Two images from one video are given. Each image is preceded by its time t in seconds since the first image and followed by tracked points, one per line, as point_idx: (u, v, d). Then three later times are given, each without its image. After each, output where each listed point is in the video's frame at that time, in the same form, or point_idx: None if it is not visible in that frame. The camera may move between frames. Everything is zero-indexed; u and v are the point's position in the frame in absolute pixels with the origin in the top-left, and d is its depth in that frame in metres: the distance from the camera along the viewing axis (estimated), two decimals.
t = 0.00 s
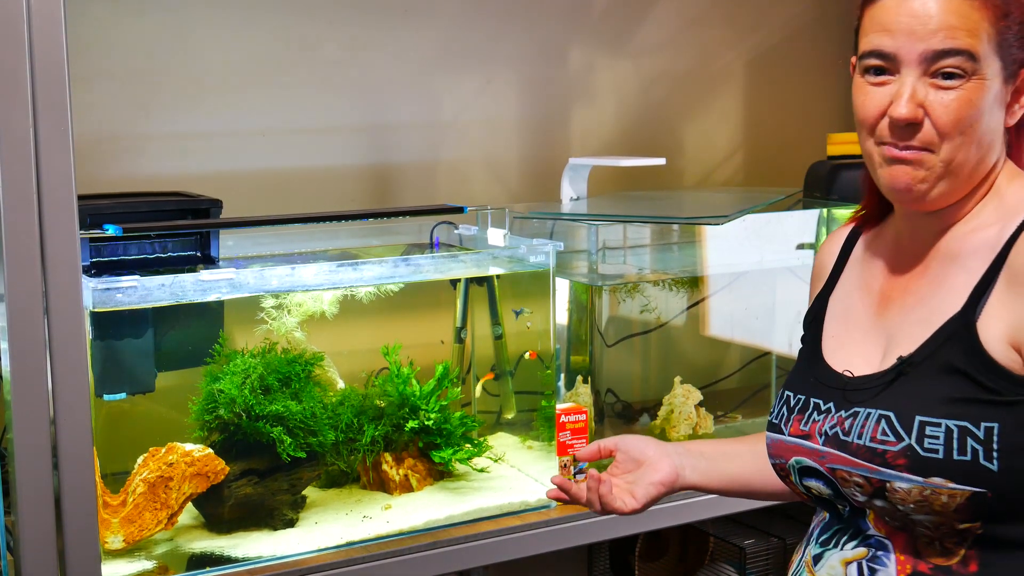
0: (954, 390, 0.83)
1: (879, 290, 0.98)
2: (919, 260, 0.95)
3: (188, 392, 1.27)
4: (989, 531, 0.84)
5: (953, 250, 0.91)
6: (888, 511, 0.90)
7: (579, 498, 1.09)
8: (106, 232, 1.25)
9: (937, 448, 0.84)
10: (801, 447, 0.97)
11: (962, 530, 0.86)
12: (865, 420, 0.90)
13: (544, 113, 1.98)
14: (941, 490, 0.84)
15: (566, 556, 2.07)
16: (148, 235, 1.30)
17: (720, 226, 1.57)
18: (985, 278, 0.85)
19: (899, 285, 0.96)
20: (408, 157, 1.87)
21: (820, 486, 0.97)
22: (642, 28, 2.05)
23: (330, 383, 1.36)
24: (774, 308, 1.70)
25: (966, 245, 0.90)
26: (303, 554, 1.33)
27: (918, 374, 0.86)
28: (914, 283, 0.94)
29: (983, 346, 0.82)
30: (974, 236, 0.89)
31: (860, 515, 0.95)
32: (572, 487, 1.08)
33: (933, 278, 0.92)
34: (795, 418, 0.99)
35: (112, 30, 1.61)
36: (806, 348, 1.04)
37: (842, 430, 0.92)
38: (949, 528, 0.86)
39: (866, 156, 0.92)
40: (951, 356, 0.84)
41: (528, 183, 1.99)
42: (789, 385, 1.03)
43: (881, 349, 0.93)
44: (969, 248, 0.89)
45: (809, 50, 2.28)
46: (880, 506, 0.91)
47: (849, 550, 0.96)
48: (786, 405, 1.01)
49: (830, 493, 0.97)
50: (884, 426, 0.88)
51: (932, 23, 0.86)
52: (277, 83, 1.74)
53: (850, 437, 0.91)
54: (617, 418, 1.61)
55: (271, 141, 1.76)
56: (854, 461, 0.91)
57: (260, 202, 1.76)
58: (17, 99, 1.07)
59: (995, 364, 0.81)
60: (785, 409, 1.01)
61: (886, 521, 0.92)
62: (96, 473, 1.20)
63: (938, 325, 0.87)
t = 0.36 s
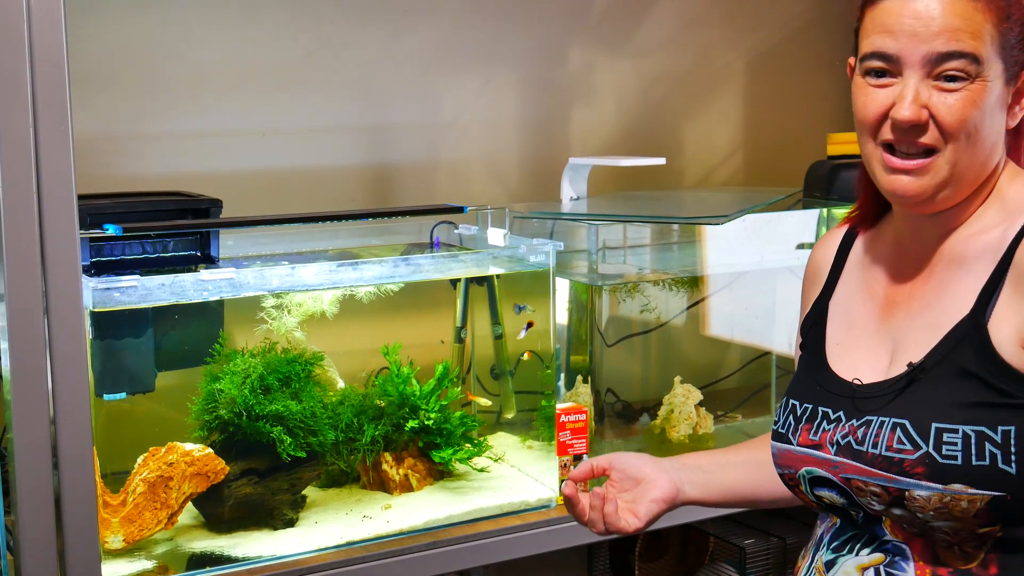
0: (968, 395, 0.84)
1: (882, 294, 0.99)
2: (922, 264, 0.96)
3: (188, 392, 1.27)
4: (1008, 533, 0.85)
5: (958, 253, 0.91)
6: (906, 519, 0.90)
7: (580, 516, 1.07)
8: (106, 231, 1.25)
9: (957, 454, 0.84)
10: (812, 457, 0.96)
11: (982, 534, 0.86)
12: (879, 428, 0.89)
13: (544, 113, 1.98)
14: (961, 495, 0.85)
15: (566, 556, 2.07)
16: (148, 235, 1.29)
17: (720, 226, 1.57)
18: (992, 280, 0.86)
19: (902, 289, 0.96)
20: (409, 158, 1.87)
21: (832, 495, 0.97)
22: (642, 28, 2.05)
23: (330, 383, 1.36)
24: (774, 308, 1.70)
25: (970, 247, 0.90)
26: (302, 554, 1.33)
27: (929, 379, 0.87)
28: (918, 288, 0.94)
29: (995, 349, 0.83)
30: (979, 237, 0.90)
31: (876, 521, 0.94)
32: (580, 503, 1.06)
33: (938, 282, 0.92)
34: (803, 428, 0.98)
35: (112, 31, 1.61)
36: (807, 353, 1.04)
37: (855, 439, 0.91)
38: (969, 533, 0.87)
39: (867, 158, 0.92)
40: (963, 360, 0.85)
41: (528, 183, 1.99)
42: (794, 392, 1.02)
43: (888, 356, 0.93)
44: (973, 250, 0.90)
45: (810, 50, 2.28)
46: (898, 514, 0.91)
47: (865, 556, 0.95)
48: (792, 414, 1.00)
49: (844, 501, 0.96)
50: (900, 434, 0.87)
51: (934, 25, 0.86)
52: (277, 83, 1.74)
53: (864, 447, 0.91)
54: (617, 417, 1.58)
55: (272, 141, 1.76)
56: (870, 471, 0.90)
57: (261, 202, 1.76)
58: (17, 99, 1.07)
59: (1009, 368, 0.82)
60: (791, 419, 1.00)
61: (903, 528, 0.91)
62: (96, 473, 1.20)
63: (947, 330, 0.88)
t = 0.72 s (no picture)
0: (973, 399, 0.84)
1: (890, 295, 1.00)
2: (931, 266, 0.96)
3: (188, 392, 1.28)
4: (1009, 540, 0.84)
5: (966, 255, 0.92)
6: (906, 522, 0.90)
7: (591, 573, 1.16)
8: (106, 232, 1.25)
9: (958, 458, 0.84)
10: (815, 456, 0.97)
11: (982, 540, 0.86)
12: (881, 429, 0.90)
13: (544, 113, 1.98)
14: (961, 500, 0.84)
15: (566, 556, 2.07)
16: (148, 235, 1.30)
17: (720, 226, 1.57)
18: (1003, 285, 0.86)
19: (911, 291, 0.97)
20: (409, 158, 1.87)
21: (833, 495, 0.97)
22: (643, 28, 2.05)
23: (330, 383, 1.36)
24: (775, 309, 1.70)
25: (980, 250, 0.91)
26: (303, 554, 1.32)
27: (935, 382, 0.87)
28: (927, 289, 0.95)
29: (1002, 355, 0.83)
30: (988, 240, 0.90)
31: (877, 522, 0.95)
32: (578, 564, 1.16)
33: (947, 284, 0.93)
34: (807, 426, 0.98)
35: (112, 31, 1.61)
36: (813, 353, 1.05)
37: (858, 439, 0.92)
38: (968, 539, 0.86)
39: (875, 158, 0.92)
40: (970, 364, 0.85)
41: (528, 183, 1.99)
42: (799, 391, 1.03)
43: (895, 356, 0.94)
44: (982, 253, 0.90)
45: (810, 50, 2.28)
46: (898, 516, 0.91)
47: (867, 559, 0.95)
48: (797, 412, 1.01)
49: (846, 502, 0.96)
50: (902, 435, 0.88)
51: (944, 26, 0.86)
52: (277, 83, 1.74)
53: (866, 447, 0.91)
54: (618, 418, 1.58)
55: (273, 142, 1.76)
56: (871, 471, 0.90)
57: (262, 203, 1.76)
58: (17, 99, 1.07)
59: (1014, 372, 0.82)
60: (796, 417, 1.01)
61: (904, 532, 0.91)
62: (96, 473, 1.20)
63: (954, 332, 0.89)
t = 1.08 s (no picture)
0: (963, 409, 0.85)
1: (894, 298, 0.99)
2: (934, 268, 0.96)
3: (188, 392, 1.27)
4: (993, 551, 0.85)
5: (968, 259, 0.92)
6: (892, 527, 0.92)
7: None
8: (106, 232, 1.25)
9: (943, 467, 0.85)
10: (810, 456, 0.98)
11: (967, 549, 0.87)
12: (872, 434, 0.91)
13: (544, 113, 1.98)
14: (945, 509, 0.86)
15: (567, 556, 2.07)
16: (148, 235, 1.30)
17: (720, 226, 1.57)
18: (1002, 295, 0.85)
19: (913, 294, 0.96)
20: (410, 158, 1.87)
21: (827, 495, 0.99)
22: (643, 28, 2.05)
23: (330, 383, 1.36)
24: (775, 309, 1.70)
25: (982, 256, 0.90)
26: (303, 554, 1.32)
27: (928, 390, 0.88)
28: (927, 292, 0.95)
29: (993, 366, 0.83)
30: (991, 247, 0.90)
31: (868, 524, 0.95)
32: None
33: (949, 288, 0.92)
34: (806, 425, 0.99)
35: (112, 31, 1.61)
36: (821, 355, 1.05)
37: (850, 442, 0.93)
38: (955, 547, 0.88)
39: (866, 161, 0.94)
40: (961, 373, 0.85)
41: (529, 183, 2.00)
42: (804, 390, 1.03)
43: (893, 360, 0.94)
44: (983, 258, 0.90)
45: (810, 51, 2.28)
46: (885, 521, 0.92)
47: (856, 560, 0.97)
48: (799, 411, 1.01)
49: (837, 502, 0.98)
50: (891, 442, 0.89)
51: (924, 30, 0.87)
52: (278, 83, 1.74)
53: (856, 451, 0.92)
54: (618, 418, 1.57)
55: (273, 142, 1.76)
56: (859, 476, 0.92)
57: (262, 203, 1.76)
58: (18, 100, 1.07)
59: (1005, 384, 0.82)
60: (798, 416, 1.01)
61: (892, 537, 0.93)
62: (96, 473, 1.20)
63: (953, 340, 0.88)
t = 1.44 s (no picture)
0: (910, 406, 0.75)
1: (890, 297, 0.86)
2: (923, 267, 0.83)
3: (188, 392, 1.27)
4: (935, 547, 0.76)
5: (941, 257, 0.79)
6: (846, 514, 0.85)
7: None
8: (106, 232, 1.25)
9: (880, 460, 0.77)
10: (787, 437, 0.91)
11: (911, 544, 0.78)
12: (829, 421, 0.83)
13: (543, 113, 1.98)
14: (881, 501, 0.78)
15: (567, 556, 2.07)
16: (148, 235, 1.30)
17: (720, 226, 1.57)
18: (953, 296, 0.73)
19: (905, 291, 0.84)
20: (409, 158, 1.87)
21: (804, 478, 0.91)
22: (642, 28, 2.05)
23: (330, 383, 1.36)
24: (774, 308, 1.69)
25: (949, 260, 0.78)
26: (303, 554, 1.33)
27: (881, 383, 0.78)
28: (913, 293, 0.82)
29: (935, 364, 0.73)
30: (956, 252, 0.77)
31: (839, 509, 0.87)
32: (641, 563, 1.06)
33: (925, 291, 0.80)
34: (794, 410, 0.90)
35: (111, 30, 1.61)
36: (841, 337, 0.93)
37: (813, 429, 0.85)
38: (896, 539, 0.79)
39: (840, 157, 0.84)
40: (909, 370, 0.75)
41: (528, 183, 1.99)
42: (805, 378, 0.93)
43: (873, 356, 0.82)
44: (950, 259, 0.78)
45: (810, 50, 2.28)
46: (840, 507, 0.85)
47: (829, 540, 0.89)
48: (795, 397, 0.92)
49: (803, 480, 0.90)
50: (840, 432, 0.81)
51: (846, 25, 0.76)
52: (277, 83, 1.74)
53: (817, 437, 0.84)
54: (618, 418, 1.57)
55: (271, 141, 1.76)
56: (815, 461, 0.85)
57: (260, 202, 1.76)
58: (17, 100, 1.07)
59: (945, 388, 0.72)
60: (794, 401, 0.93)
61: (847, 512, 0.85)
62: (96, 473, 1.20)
63: (913, 336, 0.77)
